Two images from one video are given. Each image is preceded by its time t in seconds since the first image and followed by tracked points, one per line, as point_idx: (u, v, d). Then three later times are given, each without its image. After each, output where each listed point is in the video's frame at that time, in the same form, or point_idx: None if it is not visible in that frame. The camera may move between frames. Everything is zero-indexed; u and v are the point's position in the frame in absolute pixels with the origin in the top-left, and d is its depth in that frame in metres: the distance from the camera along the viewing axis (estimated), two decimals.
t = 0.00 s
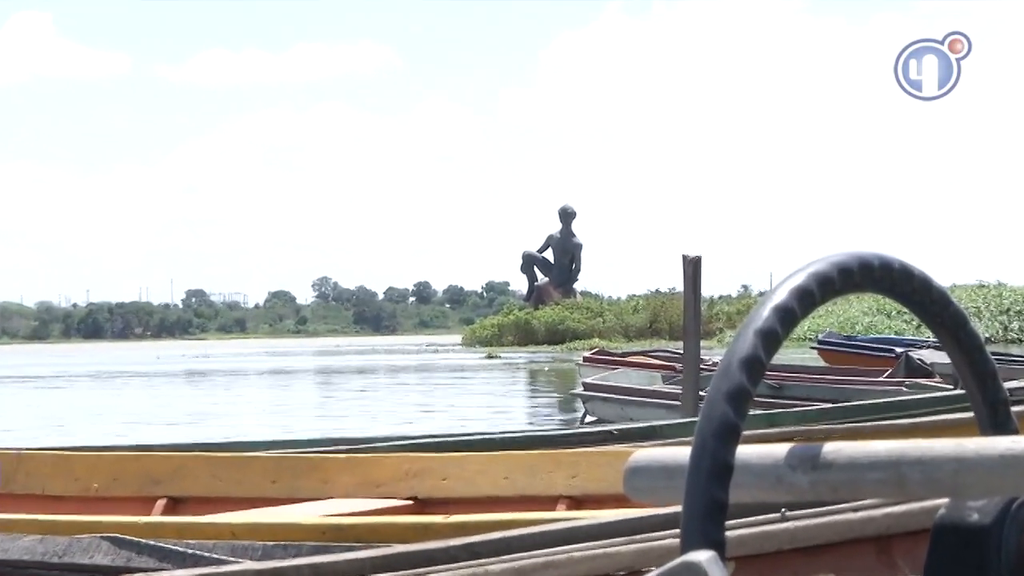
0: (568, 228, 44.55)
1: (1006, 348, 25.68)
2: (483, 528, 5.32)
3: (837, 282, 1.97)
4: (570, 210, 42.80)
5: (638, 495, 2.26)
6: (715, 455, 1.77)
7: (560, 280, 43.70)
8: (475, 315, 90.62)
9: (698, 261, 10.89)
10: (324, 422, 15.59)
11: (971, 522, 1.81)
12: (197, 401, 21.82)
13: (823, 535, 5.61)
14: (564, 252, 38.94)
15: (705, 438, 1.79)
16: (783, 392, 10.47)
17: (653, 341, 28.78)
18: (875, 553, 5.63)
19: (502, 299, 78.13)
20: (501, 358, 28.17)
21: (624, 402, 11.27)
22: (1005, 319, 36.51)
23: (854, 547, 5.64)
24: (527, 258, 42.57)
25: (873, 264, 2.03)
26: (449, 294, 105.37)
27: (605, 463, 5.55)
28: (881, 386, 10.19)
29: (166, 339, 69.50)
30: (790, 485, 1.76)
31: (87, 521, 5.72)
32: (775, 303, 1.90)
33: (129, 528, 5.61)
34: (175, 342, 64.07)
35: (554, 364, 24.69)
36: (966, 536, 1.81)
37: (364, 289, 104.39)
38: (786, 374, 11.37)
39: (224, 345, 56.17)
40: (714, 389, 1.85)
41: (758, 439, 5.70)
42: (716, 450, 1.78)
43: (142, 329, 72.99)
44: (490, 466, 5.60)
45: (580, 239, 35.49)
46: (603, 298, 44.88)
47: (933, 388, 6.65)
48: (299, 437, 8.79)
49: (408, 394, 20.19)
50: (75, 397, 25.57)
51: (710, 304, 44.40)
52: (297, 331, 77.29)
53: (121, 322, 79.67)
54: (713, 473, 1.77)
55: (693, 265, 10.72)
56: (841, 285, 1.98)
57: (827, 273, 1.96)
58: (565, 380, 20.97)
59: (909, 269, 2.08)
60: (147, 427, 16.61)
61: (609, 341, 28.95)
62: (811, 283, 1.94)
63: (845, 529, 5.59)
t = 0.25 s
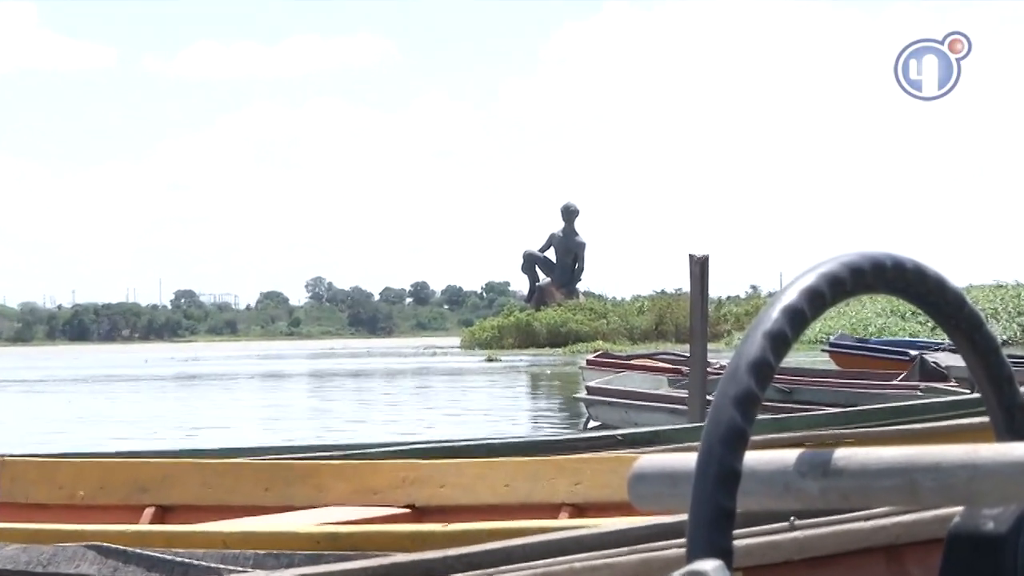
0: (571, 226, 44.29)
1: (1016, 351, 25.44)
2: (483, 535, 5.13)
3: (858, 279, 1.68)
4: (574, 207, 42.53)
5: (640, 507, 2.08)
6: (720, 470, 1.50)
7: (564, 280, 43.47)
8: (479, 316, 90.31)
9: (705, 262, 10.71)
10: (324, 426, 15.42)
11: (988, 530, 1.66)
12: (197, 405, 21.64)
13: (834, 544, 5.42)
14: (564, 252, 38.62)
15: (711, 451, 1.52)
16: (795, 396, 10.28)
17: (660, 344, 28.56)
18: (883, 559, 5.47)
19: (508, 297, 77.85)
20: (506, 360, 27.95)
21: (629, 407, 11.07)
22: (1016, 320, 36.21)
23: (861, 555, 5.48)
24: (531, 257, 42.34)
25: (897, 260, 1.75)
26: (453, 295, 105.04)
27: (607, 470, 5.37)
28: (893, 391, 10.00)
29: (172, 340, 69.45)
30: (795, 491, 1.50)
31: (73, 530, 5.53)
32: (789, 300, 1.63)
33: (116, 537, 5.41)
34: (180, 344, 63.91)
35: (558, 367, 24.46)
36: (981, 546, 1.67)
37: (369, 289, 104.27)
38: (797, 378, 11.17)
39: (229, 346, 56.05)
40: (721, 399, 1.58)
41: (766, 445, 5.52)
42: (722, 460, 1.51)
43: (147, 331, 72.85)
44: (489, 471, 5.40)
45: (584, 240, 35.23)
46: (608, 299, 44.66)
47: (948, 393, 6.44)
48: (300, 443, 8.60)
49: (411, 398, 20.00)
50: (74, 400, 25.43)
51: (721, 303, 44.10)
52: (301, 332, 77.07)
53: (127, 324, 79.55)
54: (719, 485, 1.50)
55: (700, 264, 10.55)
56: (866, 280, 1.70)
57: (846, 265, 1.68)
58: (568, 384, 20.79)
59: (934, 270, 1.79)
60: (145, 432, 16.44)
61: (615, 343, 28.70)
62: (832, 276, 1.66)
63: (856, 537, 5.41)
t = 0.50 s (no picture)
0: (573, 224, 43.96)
1: None
2: (482, 544, 4.95)
3: (858, 283, 1.75)
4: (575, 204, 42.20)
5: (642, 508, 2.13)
6: (724, 470, 1.58)
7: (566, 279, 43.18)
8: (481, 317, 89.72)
9: (712, 262, 10.56)
10: (323, 431, 15.25)
11: (1001, 537, 1.73)
12: (196, 408, 21.48)
13: (840, 552, 5.25)
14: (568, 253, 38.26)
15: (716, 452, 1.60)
16: (803, 400, 10.18)
17: (664, 346, 28.34)
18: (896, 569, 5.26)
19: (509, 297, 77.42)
20: (506, 363, 27.74)
21: (632, 412, 10.94)
22: None
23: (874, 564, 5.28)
24: (532, 257, 42.06)
25: (899, 261, 1.81)
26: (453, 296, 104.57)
27: (611, 475, 5.20)
28: (904, 395, 9.85)
29: (170, 343, 69.03)
30: (806, 497, 1.61)
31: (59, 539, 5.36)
32: (793, 305, 1.69)
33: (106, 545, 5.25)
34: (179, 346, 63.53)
35: (559, 371, 24.27)
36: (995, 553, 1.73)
37: (369, 291, 103.79)
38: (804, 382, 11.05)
39: (227, 348, 55.67)
40: (728, 401, 1.64)
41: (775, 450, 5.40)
42: (730, 461, 1.58)
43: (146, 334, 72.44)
44: (490, 478, 5.23)
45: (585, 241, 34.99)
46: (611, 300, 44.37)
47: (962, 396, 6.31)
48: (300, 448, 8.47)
49: (411, 402, 19.84)
50: (72, 403, 25.25)
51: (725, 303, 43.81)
52: (301, 333, 76.65)
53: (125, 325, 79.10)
54: (724, 483, 1.58)
55: (706, 265, 10.44)
56: (869, 283, 1.77)
57: (846, 270, 1.75)
58: (571, 388, 20.59)
59: (933, 268, 1.86)
60: (142, 436, 16.29)
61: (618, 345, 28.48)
62: (836, 279, 1.73)
63: (866, 546, 5.23)
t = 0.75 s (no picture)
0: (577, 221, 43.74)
1: None
2: (480, 552, 4.78)
3: (878, 279, 1.53)
4: (579, 200, 41.96)
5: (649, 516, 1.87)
6: (731, 484, 1.34)
7: (570, 278, 43.01)
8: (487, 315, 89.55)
9: (722, 259, 10.38)
10: (323, 434, 15.08)
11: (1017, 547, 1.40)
12: (196, 410, 21.32)
13: (852, 559, 5.02)
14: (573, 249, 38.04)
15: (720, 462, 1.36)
16: (816, 403, 10.03)
17: (670, 347, 28.14)
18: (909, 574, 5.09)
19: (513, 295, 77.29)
20: (510, 364, 27.56)
21: (638, 414, 10.77)
22: None
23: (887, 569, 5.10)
24: (536, 255, 41.88)
25: (914, 261, 1.59)
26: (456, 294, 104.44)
27: (615, 479, 5.01)
28: (916, 396, 9.66)
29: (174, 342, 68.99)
30: (817, 507, 1.38)
31: (45, 545, 5.18)
32: (804, 300, 1.46)
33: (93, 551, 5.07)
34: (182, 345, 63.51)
35: (562, 372, 24.07)
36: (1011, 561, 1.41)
37: (372, 289, 103.69)
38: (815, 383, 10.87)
39: (231, 347, 55.60)
40: (732, 407, 1.40)
41: (783, 454, 5.19)
42: (736, 474, 1.34)
43: (150, 334, 72.41)
44: (490, 482, 5.04)
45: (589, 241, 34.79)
46: (616, 298, 44.18)
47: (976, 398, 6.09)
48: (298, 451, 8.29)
49: (412, 404, 19.65)
50: (72, 404, 25.10)
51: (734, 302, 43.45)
52: (306, 331, 76.58)
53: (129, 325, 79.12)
54: (730, 496, 1.33)
55: (714, 263, 10.27)
56: (887, 282, 1.54)
57: (862, 265, 1.52)
58: (574, 389, 20.42)
59: (955, 269, 1.63)
60: (140, 438, 16.13)
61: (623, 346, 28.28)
62: (849, 276, 1.50)
63: (881, 549, 5.03)
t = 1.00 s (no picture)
0: (579, 218, 43.40)
1: None
2: (481, 558, 4.60)
3: (885, 279, 1.65)
4: (581, 195, 41.62)
5: (656, 525, 1.91)
6: (742, 481, 1.47)
7: (573, 276, 42.69)
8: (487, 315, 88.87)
9: (729, 257, 10.27)
10: (323, 437, 14.92)
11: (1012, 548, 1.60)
12: (194, 412, 21.13)
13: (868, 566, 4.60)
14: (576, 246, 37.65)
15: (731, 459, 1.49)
16: (826, 405, 9.92)
17: (675, 347, 27.89)
18: None
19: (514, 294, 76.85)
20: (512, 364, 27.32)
21: (642, 417, 10.63)
22: None
23: None
24: (537, 252, 41.54)
25: (924, 258, 1.72)
26: (458, 294, 103.95)
27: (619, 484, 4.85)
28: (933, 400, 9.54)
29: (173, 342, 68.60)
30: (828, 510, 1.53)
31: (30, 552, 5.02)
32: (813, 300, 1.58)
33: (80, 559, 4.91)
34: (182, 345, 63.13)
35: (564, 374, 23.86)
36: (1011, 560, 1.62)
37: (373, 288, 103.27)
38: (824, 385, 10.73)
39: (230, 346, 55.25)
40: (741, 406, 1.53)
41: (792, 457, 5.09)
42: (744, 473, 1.47)
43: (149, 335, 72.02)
44: (489, 487, 4.87)
45: (591, 239, 34.50)
46: (620, 297, 43.87)
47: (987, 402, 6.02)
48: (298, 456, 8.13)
49: (413, 406, 19.46)
50: (71, 406, 24.92)
51: (739, 303, 43.06)
52: (307, 332, 76.19)
53: (129, 326, 78.71)
54: (741, 492, 1.47)
55: (721, 260, 10.16)
56: (895, 281, 1.66)
57: (871, 264, 1.64)
58: (576, 391, 20.26)
59: (959, 264, 1.77)
60: (138, 441, 15.96)
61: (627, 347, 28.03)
62: (859, 277, 1.62)
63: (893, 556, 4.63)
